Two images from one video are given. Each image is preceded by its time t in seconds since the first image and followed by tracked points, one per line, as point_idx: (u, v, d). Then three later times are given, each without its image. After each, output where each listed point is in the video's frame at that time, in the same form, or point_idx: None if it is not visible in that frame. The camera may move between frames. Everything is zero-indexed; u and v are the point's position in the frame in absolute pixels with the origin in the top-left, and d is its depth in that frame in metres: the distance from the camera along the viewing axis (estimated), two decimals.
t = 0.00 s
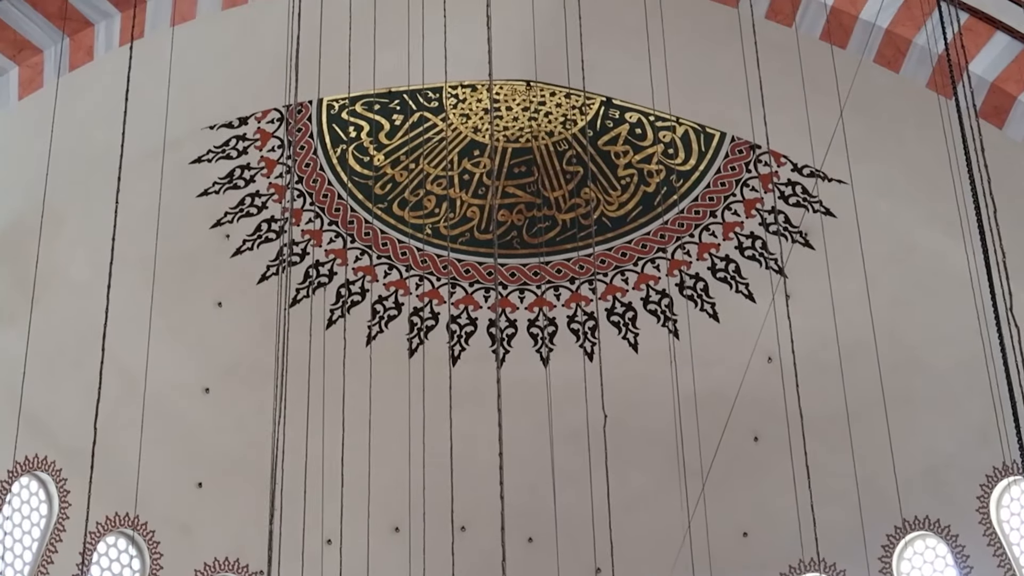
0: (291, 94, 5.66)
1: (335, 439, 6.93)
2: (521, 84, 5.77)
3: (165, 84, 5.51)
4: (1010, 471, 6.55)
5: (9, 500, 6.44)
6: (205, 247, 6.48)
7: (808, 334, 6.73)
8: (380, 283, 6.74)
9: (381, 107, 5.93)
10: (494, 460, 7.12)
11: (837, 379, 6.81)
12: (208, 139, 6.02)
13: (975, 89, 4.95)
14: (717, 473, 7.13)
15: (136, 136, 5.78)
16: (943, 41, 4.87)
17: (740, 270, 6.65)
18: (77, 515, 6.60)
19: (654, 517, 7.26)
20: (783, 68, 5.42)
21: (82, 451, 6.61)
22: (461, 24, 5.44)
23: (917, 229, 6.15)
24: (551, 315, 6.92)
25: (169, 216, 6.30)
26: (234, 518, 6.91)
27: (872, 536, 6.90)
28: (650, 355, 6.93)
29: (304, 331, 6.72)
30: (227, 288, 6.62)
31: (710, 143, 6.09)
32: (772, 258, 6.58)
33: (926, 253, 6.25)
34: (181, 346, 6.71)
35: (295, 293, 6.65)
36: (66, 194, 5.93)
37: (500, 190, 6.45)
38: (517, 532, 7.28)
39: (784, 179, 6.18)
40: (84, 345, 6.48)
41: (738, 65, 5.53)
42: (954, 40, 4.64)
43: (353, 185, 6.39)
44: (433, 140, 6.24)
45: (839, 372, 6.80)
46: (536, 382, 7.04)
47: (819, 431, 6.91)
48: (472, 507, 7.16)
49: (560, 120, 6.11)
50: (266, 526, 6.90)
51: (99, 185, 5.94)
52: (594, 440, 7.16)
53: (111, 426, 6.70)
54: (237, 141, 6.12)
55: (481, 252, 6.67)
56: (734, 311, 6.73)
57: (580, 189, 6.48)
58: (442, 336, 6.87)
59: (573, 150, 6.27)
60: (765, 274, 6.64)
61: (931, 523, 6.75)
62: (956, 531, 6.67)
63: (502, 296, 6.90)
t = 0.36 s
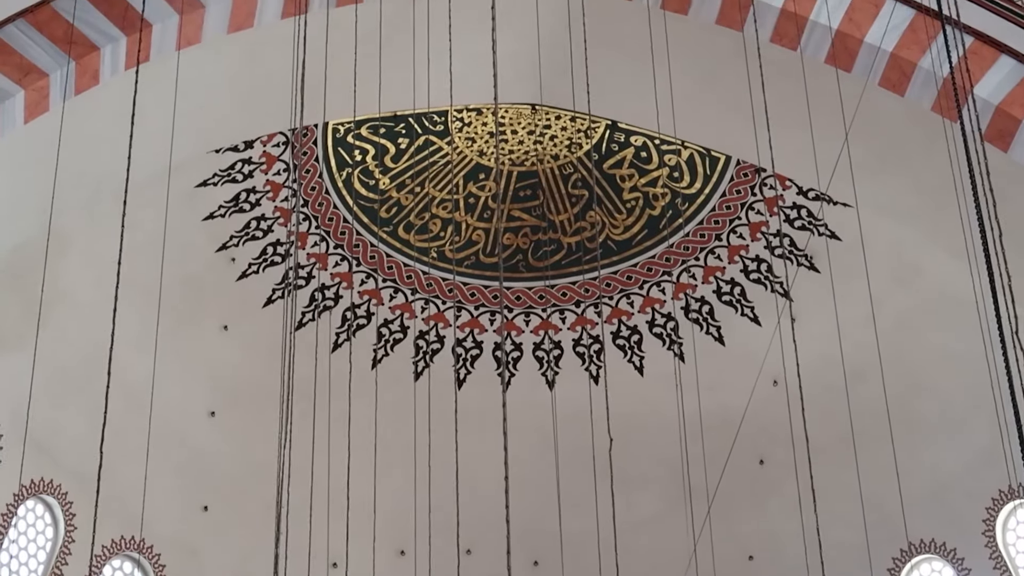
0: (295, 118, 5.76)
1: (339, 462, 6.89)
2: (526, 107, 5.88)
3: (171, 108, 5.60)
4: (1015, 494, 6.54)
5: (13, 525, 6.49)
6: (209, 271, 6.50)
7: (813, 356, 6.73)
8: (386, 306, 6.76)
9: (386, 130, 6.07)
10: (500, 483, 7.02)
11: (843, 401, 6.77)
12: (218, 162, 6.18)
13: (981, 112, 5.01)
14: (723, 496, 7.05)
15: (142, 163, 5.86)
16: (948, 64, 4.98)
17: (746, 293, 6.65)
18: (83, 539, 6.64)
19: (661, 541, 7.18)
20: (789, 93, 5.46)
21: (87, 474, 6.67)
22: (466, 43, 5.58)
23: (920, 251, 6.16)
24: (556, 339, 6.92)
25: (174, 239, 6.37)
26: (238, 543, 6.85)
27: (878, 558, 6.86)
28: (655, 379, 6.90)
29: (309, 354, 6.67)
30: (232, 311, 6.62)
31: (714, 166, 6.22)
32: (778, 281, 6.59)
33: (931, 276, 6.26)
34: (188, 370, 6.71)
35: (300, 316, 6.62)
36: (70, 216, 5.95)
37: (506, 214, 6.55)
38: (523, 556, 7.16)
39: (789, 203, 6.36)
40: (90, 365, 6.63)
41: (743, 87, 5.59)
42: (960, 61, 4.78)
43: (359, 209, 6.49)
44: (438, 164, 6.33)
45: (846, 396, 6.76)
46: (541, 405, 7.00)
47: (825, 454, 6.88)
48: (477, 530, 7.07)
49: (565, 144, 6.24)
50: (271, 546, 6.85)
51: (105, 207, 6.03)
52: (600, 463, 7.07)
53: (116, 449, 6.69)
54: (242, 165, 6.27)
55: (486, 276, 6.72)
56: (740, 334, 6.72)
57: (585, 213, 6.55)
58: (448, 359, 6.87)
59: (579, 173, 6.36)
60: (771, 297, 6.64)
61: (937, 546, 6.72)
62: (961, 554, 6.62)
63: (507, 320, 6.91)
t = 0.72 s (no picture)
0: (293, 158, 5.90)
1: (339, 507, 6.85)
2: (524, 151, 6.02)
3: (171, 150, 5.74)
4: (1015, 536, 6.49)
5: (13, 569, 6.59)
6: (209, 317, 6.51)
7: (812, 400, 6.70)
8: (385, 350, 6.74)
9: (384, 175, 6.14)
10: (499, 527, 6.94)
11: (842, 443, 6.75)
12: (214, 207, 6.18)
13: (978, 153, 5.08)
14: (722, 539, 6.98)
15: (140, 202, 5.98)
16: (945, 108, 5.07)
17: (743, 335, 6.68)
18: None
19: None
20: (784, 134, 5.62)
21: (88, 519, 6.73)
22: (464, 90, 5.67)
23: (919, 295, 6.20)
24: (554, 382, 6.92)
25: (173, 284, 6.40)
26: None
27: None
28: (654, 423, 6.90)
29: (308, 399, 6.68)
30: (231, 356, 6.61)
31: (713, 210, 6.26)
32: (776, 324, 6.62)
33: (931, 317, 6.26)
34: (187, 416, 6.69)
35: (299, 360, 6.65)
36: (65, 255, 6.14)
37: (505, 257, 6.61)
38: None
39: (788, 245, 6.36)
40: (88, 412, 6.67)
41: (739, 132, 5.73)
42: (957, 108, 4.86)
43: (358, 252, 6.54)
44: (437, 209, 6.40)
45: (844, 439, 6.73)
46: (540, 449, 6.95)
47: (825, 496, 6.85)
48: None
49: (564, 188, 6.32)
50: None
51: (107, 247, 6.16)
52: (598, 505, 7.01)
53: (116, 496, 6.72)
54: (241, 210, 6.28)
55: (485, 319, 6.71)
56: (739, 377, 6.72)
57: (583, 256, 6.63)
58: (446, 405, 6.79)
59: (577, 218, 6.47)
60: (769, 339, 6.66)
61: None
62: None
63: (506, 363, 6.93)
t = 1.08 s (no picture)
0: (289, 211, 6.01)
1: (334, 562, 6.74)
2: (520, 206, 6.23)
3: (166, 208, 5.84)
4: None
5: None
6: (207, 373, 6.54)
7: (808, 456, 6.73)
8: (380, 405, 6.71)
9: (380, 229, 6.26)
10: None
11: (839, 499, 6.72)
12: (207, 262, 6.27)
13: (972, 209, 5.32)
14: None
15: (136, 261, 6.09)
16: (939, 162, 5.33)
17: (740, 389, 6.72)
18: None
19: None
20: (779, 189, 5.84)
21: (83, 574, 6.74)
22: (461, 145, 5.88)
23: (915, 349, 6.37)
24: (551, 437, 6.89)
25: (170, 339, 6.46)
26: None
27: None
28: (652, 477, 6.83)
29: (305, 454, 6.64)
30: (227, 411, 6.60)
31: (708, 263, 6.41)
32: (772, 378, 6.66)
33: (927, 372, 6.42)
34: (182, 473, 6.63)
35: (296, 415, 6.66)
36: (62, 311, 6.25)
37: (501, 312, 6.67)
38: None
39: (783, 300, 6.51)
40: (84, 467, 6.69)
41: (736, 186, 5.92)
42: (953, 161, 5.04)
43: (353, 307, 6.60)
44: (432, 263, 6.48)
45: (840, 494, 6.72)
46: (538, 505, 6.86)
47: (825, 553, 6.76)
48: None
49: (559, 242, 6.46)
50: None
51: (103, 301, 6.29)
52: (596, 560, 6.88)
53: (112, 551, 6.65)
54: (236, 265, 6.37)
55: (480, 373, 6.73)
56: (736, 432, 6.73)
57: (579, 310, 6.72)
58: (443, 460, 6.74)
59: (572, 271, 6.60)
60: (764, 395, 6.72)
61: None
62: None
63: (502, 418, 6.90)
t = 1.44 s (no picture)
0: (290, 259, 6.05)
1: None
2: (520, 252, 6.31)
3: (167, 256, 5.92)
4: None
5: None
6: (206, 421, 6.55)
7: (809, 503, 6.72)
8: (381, 453, 6.67)
9: (380, 276, 6.30)
10: None
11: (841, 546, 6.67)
12: (206, 310, 6.30)
13: (973, 257, 5.55)
14: None
15: (136, 308, 6.11)
16: (938, 208, 5.54)
17: (741, 437, 6.70)
18: None
19: None
20: (779, 234, 6.02)
21: None
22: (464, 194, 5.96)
23: (916, 396, 6.45)
24: (552, 484, 6.85)
25: (169, 388, 6.44)
26: None
27: None
28: (652, 525, 6.78)
29: (304, 503, 6.58)
30: (227, 459, 6.58)
31: (707, 310, 6.52)
32: (773, 425, 6.66)
33: (928, 421, 6.48)
34: (182, 523, 6.61)
35: (295, 464, 6.60)
36: (62, 357, 6.27)
37: (501, 359, 6.72)
38: None
39: (783, 346, 6.59)
40: (83, 516, 6.66)
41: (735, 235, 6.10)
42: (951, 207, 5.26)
43: (353, 355, 6.58)
44: (433, 310, 6.51)
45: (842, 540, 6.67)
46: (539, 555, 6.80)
47: None
48: None
49: (559, 289, 6.53)
50: None
51: (104, 351, 6.35)
52: None
53: None
54: (236, 312, 6.40)
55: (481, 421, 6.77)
56: (738, 480, 6.71)
57: (579, 357, 6.74)
58: (443, 507, 6.72)
59: (572, 318, 6.65)
60: (766, 442, 6.71)
61: None
62: None
63: (502, 466, 6.85)
